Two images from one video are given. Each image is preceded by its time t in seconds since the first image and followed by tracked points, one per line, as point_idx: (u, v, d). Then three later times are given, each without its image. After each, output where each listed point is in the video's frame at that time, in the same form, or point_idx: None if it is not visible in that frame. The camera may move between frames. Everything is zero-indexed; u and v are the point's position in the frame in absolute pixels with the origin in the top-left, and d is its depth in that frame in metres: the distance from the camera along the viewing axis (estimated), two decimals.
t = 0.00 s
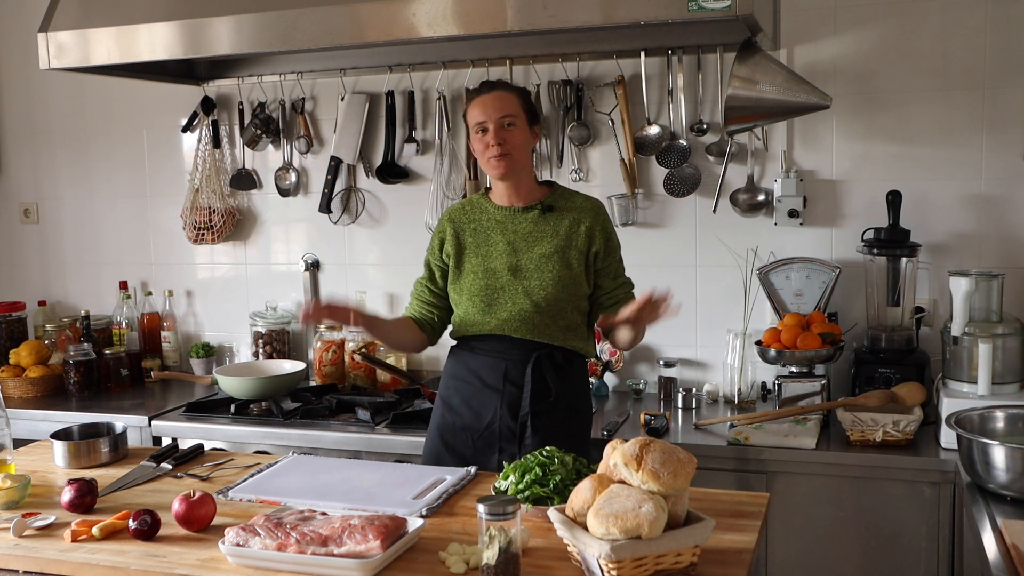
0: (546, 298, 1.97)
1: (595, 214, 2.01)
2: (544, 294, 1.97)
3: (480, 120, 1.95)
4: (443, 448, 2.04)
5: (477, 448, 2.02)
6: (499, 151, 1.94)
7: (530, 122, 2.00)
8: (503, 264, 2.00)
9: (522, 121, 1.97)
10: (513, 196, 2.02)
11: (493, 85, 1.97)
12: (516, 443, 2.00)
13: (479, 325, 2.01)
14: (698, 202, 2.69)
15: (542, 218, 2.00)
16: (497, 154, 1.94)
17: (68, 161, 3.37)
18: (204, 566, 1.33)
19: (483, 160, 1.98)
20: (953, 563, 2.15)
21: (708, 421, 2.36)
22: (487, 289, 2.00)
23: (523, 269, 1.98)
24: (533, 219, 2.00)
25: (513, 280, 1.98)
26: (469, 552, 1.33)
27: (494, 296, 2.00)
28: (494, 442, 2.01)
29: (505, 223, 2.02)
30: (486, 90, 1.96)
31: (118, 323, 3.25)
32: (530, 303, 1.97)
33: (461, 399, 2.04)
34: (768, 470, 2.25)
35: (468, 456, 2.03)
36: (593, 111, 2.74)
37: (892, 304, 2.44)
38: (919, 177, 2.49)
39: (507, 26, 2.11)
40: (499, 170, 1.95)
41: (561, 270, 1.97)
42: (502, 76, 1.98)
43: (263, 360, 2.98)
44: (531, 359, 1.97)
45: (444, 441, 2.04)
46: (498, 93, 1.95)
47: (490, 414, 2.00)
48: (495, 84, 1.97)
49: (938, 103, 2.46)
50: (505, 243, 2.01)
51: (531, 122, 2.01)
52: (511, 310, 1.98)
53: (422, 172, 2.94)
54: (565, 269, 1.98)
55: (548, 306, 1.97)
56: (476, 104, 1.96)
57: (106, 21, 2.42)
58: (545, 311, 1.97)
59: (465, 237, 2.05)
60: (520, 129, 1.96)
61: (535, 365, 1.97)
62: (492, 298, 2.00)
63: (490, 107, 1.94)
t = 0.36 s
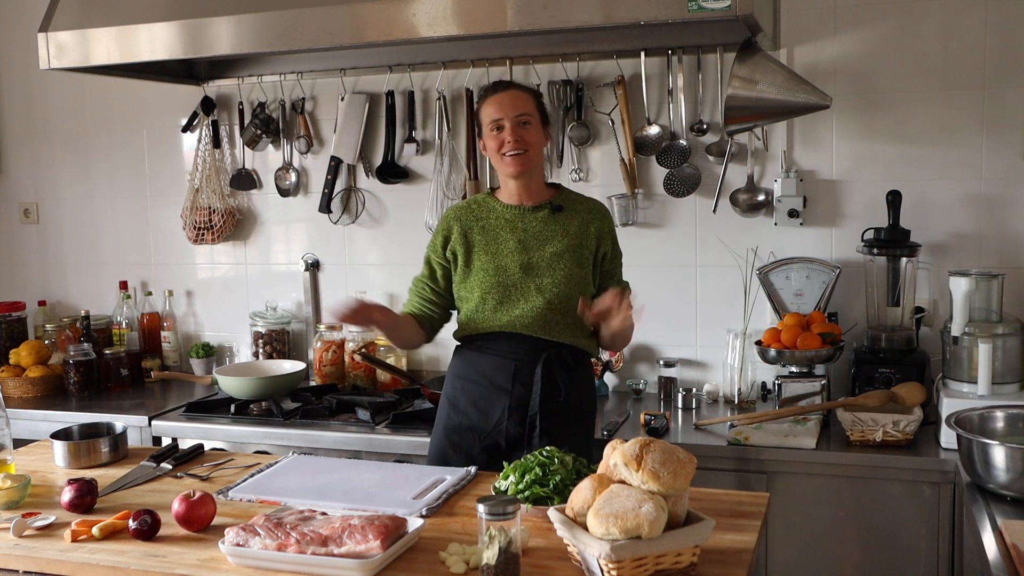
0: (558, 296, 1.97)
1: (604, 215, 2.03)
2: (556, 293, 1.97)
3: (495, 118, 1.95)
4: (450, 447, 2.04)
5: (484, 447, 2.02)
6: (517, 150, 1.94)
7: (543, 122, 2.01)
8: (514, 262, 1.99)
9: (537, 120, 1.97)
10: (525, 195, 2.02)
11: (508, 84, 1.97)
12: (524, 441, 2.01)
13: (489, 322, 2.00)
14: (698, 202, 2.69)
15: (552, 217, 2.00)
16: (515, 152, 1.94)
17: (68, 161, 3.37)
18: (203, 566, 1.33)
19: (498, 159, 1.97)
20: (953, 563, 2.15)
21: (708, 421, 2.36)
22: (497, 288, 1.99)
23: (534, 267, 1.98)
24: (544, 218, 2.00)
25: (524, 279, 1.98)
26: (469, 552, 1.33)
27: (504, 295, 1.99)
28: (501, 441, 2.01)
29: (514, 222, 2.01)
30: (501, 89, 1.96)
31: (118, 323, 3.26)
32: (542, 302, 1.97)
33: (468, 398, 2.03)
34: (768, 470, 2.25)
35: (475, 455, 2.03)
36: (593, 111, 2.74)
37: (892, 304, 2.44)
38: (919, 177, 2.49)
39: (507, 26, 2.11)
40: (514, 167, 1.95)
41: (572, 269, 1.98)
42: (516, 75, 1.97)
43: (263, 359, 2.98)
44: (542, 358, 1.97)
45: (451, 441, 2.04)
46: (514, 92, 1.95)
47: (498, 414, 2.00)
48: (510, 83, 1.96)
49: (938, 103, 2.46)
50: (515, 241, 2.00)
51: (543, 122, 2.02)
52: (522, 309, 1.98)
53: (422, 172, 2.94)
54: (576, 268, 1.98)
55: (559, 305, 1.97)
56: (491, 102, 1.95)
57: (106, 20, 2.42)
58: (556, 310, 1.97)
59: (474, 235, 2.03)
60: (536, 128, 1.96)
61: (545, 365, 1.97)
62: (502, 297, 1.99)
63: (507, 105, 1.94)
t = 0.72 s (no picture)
0: (554, 301, 1.97)
1: (605, 219, 2.02)
2: (552, 297, 1.97)
3: (499, 117, 1.95)
4: (445, 449, 2.03)
5: (479, 449, 2.01)
6: (518, 151, 1.94)
7: (548, 124, 2.01)
8: (512, 265, 1.99)
9: (541, 121, 1.96)
10: (526, 197, 2.02)
11: (514, 83, 1.96)
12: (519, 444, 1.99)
13: (485, 325, 2.01)
14: (698, 202, 2.69)
15: (552, 221, 2.00)
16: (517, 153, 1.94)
17: (68, 161, 3.37)
18: (203, 566, 1.33)
19: (500, 159, 1.98)
20: (953, 563, 2.15)
21: (708, 421, 2.36)
22: (494, 290, 2.00)
23: (531, 271, 1.98)
24: (544, 221, 2.00)
25: (521, 282, 1.98)
26: (470, 552, 1.33)
27: (501, 297, 2.00)
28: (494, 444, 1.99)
29: (515, 224, 2.02)
30: (506, 88, 1.96)
31: (118, 323, 3.26)
32: (538, 306, 1.97)
33: (464, 400, 2.02)
34: (768, 470, 2.25)
35: (470, 458, 2.01)
36: (593, 111, 2.74)
37: (892, 305, 2.44)
38: (919, 177, 2.49)
39: (507, 26, 2.11)
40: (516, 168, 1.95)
41: (570, 273, 1.98)
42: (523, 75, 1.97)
43: (263, 360, 2.98)
44: (538, 362, 1.96)
45: (445, 442, 2.03)
46: (519, 92, 1.95)
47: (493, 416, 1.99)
48: (516, 83, 1.96)
49: (938, 103, 2.46)
50: (514, 243, 2.00)
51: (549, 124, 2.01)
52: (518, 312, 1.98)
53: (422, 172, 2.94)
54: (574, 273, 1.98)
55: (555, 309, 1.97)
56: (496, 102, 1.95)
57: (106, 20, 2.42)
58: (552, 315, 1.97)
59: (475, 236, 2.04)
60: (540, 130, 1.96)
61: (539, 370, 1.95)
62: (499, 299, 2.00)
63: (511, 105, 1.94)
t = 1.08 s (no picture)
0: (541, 307, 1.96)
1: (602, 222, 1.98)
2: (539, 303, 1.96)
3: (494, 114, 1.93)
4: (436, 454, 2.07)
5: (467, 455, 2.03)
6: (510, 149, 1.91)
7: (546, 125, 1.98)
8: (502, 268, 2.00)
9: (537, 121, 1.94)
10: (521, 198, 2.01)
11: (513, 81, 1.95)
12: (505, 451, 2.01)
13: (474, 328, 2.02)
14: (698, 202, 2.69)
15: (545, 223, 1.98)
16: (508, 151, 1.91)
17: (68, 161, 3.37)
18: (203, 566, 1.33)
19: (493, 157, 1.95)
20: (953, 563, 2.16)
21: (708, 421, 2.36)
22: (485, 293, 2.01)
23: (520, 275, 1.98)
24: (537, 223, 1.99)
25: (509, 286, 1.98)
26: (470, 552, 1.33)
27: (491, 301, 2.01)
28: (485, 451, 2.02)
29: (509, 226, 2.01)
30: (505, 85, 1.95)
31: (118, 323, 3.26)
32: (524, 312, 1.96)
33: (454, 407, 2.05)
34: (768, 470, 2.25)
35: (458, 462, 2.04)
36: (593, 111, 2.74)
37: (892, 305, 2.44)
38: (919, 177, 2.49)
39: (507, 26, 2.11)
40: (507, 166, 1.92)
41: (559, 278, 1.96)
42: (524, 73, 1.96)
43: (263, 359, 2.98)
44: (522, 370, 1.96)
45: (437, 447, 2.07)
46: (517, 89, 1.93)
47: (479, 423, 2.01)
48: (516, 81, 1.95)
49: (938, 103, 2.46)
50: (506, 245, 2.00)
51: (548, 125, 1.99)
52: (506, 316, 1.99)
53: (422, 172, 2.94)
54: (564, 278, 1.96)
55: (542, 315, 1.96)
56: (493, 97, 1.94)
57: (106, 20, 2.42)
58: (539, 320, 1.96)
59: (471, 237, 2.05)
60: (535, 130, 1.93)
61: (524, 379, 1.96)
62: (489, 303, 2.01)
63: (507, 102, 1.92)
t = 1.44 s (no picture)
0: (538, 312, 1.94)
1: (602, 229, 1.97)
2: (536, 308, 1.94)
3: (512, 106, 1.91)
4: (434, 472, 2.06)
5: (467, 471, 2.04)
6: (526, 144, 1.90)
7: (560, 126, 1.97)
8: (497, 272, 1.97)
9: (555, 119, 1.93)
10: (524, 198, 2.00)
11: (533, 77, 1.94)
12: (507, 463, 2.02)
13: (466, 332, 2.00)
14: (698, 202, 2.69)
15: (544, 227, 1.97)
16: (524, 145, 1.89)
17: (68, 161, 3.37)
18: (203, 566, 1.33)
19: (506, 151, 1.93)
20: (953, 563, 2.16)
21: (708, 421, 2.36)
22: (479, 295, 1.98)
23: (517, 279, 1.96)
24: (537, 226, 1.97)
25: (505, 290, 1.96)
26: (470, 552, 1.33)
27: (485, 304, 1.98)
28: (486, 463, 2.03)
29: (508, 227, 1.99)
30: (525, 79, 1.93)
31: (118, 323, 3.26)
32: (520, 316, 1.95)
33: (448, 423, 2.05)
34: (768, 470, 2.25)
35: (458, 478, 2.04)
36: (593, 111, 2.74)
37: (892, 305, 2.44)
38: (919, 177, 2.49)
39: (507, 25, 2.11)
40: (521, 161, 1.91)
41: (556, 284, 1.94)
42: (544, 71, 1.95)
43: (263, 360, 2.98)
44: (518, 381, 1.97)
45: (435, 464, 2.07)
46: (538, 85, 1.92)
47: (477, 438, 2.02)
48: (537, 77, 1.94)
49: (938, 103, 2.46)
50: (502, 248, 1.98)
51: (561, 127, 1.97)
52: (501, 320, 1.97)
53: (422, 172, 2.94)
54: (561, 285, 1.95)
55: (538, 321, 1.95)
56: (512, 89, 1.92)
57: (106, 20, 2.42)
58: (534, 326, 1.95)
59: (466, 237, 2.03)
60: (551, 128, 1.93)
61: (521, 390, 1.98)
62: (483, 306, 1.98)
63: (527, 96, 1.91)
